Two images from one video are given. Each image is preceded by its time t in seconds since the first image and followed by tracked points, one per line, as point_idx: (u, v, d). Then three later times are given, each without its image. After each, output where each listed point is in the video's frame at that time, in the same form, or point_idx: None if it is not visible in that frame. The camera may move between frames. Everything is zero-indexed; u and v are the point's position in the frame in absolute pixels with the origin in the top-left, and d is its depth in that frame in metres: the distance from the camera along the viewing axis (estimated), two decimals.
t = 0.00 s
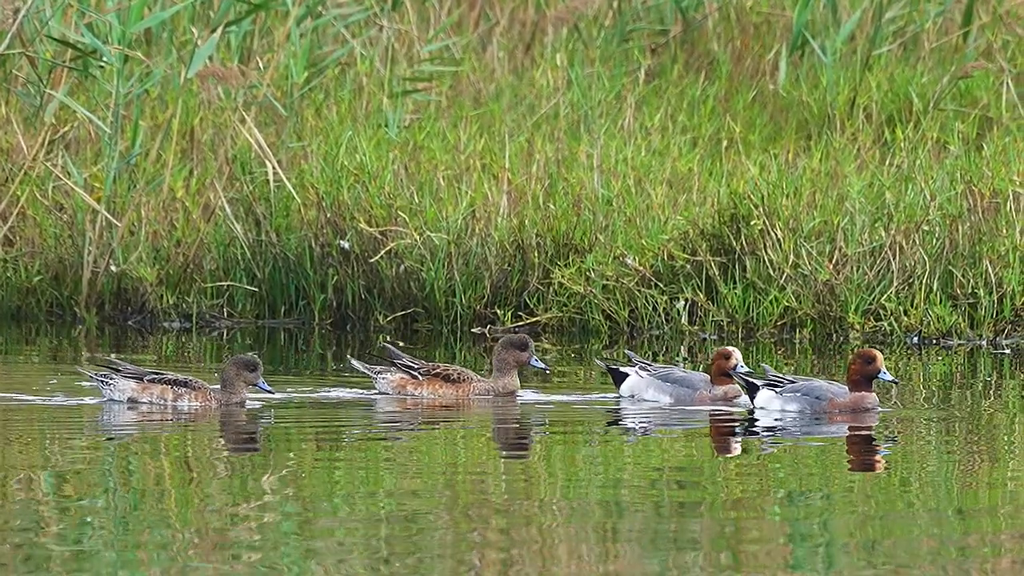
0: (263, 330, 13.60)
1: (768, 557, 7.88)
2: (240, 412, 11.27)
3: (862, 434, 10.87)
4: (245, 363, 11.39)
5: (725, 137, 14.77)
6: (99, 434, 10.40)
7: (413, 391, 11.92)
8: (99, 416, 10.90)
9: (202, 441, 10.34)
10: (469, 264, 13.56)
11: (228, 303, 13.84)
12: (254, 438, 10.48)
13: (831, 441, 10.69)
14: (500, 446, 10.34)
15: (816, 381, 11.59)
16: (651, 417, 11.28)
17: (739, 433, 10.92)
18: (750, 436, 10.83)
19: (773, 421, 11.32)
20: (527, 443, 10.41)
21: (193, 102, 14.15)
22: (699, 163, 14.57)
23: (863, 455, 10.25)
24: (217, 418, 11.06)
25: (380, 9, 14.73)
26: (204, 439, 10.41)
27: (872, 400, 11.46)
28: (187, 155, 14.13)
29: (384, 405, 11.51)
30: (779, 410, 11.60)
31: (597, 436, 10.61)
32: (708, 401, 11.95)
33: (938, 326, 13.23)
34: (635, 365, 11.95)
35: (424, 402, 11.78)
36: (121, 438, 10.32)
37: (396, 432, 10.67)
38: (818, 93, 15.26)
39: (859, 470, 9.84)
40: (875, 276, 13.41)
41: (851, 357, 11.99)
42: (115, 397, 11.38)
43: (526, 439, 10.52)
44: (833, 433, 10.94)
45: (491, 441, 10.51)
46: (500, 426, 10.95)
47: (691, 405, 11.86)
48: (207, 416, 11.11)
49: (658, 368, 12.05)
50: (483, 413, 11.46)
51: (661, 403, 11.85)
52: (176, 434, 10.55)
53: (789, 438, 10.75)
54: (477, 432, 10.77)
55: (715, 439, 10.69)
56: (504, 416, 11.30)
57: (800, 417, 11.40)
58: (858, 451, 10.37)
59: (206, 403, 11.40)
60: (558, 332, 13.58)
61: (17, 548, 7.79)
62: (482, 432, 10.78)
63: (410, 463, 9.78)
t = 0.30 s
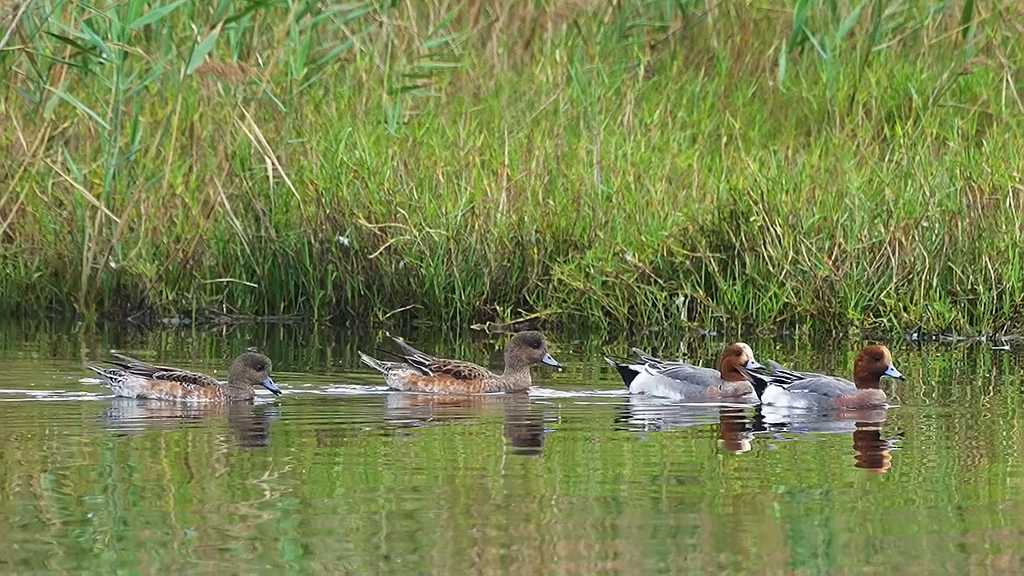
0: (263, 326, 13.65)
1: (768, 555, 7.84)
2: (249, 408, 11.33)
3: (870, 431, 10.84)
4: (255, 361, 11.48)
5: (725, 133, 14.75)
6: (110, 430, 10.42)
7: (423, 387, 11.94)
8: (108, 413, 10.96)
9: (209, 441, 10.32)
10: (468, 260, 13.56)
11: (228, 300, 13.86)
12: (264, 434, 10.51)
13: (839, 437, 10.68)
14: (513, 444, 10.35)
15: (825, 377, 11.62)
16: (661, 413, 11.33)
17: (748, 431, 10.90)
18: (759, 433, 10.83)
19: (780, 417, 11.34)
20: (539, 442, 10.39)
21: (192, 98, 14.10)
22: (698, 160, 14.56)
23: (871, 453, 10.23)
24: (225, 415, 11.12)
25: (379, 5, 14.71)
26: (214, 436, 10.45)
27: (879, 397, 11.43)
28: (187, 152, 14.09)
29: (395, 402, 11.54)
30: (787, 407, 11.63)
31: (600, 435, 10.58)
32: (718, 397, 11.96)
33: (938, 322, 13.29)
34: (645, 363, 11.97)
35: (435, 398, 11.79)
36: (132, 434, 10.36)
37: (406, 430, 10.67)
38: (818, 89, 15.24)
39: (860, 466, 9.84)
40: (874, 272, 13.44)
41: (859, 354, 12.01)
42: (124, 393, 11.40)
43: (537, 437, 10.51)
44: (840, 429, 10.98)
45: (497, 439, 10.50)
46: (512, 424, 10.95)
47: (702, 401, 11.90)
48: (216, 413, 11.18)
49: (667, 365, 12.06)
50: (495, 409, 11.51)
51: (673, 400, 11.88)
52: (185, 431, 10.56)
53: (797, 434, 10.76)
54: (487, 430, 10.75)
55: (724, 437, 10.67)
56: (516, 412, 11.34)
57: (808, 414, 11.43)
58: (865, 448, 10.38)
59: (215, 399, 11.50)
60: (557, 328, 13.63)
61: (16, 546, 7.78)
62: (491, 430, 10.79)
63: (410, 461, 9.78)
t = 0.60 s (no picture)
0: (251, 328, 13.63)
1: (757, 559, 7.84)
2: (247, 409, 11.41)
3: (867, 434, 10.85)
4: (253, 368, 11.42)
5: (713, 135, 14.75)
6: (107, 432, 10.51)
7: (425, 389, 11.99)
8: (106, 414, 11.02)
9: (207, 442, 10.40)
10: (456, 262, 13.56)
11: (216, 301, 13.87)
12: (261, 437, 10.57)
13: (837, 438, 10.77)
14: (515, 445, 10.40)
15: (822, 380, 11.63)
16: (661, 414, 11.38)
17: (748, 431, 10.99)
18: (758, 437, 10.79)
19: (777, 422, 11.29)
20: (541, 443, 10.45)
21: (181, 100, 14.21)
22: (687, 161, 14.56)
23: (868, 453, 10.30)
24: (224, 416, 11.21)
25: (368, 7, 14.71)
26: (212, 438, 10.52)
27: (877, 400, 11.40)
28: (175, 153, 14.14)
29: (396, 404, 11.61)
30: (784, 409, 11.66)
31: (588, 439, 10.58)
32: (718, 399, 11.97)
33: (925, 323, 13.30)
34: (644, 365, 11.98)
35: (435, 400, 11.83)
36: (128, 436, 10.45)
37: (406, 433, 10.68)
38: (806, 91, 15.25)
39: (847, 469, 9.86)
40: (862, 274, 13.44)
41: (857, 355, 11.91)
42: (123, 396, 11.47)
43: (539, 439, 10.56)
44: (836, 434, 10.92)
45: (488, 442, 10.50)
46: (513, 425, 11.01)
47: (702, 404, 11.91)
48: (215, 414, 11.26)
49: (668, 367, 12.09)
50: (495, 410, 11.58)
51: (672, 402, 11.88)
52: (180, 434, 10.59)
53: (797, 435, 10.84)
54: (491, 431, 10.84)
55: (727, 437, 10.79)
56: (518, 413, 11.42)
57: (805, 418, 11.39)
58: (862, 448, 10.44)
59: (214, 400, 11.58)
60: (545, 330, 13.59)
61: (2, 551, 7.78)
62: (483, 430, 10.86)
63: (397, 464, 9.80)
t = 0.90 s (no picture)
0: (242, 332, 13.61)
1: (749, 565, 7.82)
2: (247, 413, 11.42)
3: (865, 439, 10.86)
4: (252, 372, 11.52)
5: (704, 139, 14.74)
6: (107, 437, 10.53)
7: (428, 394, 12.02)
8: (106, 418, 11.07)
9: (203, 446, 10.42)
10: (447, 266, 13.56)
11: (206, 305, 13.84)
12: (260, 441, 10.59)
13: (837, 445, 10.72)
14: (515, 451, 10.40)
15: (821, 384, 11.60)
16: (662, 419, 11.41)
17: (749, 435, 11.02)
18: (760, 442, 10.77)
19: (776, 425, 11.32)
20: (542, 449, 10.43)
21: (172, 104, 14.19)
22: (677, 166, 14.56)
23: (868, 456, 10.35)
24: (223, 420, 11.23)
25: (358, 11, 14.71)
26: (212, 442, 10.53)
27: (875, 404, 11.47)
28: (165, 158, 14.14)
29: (399, 408, 11.65)
30: (783, 414, 11.65)
31: (578, 445, 10.56)
32: (720, 404, 12.01)
33: (916, 328, 13.27)
34: (647, 369, 12.01)
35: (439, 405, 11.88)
36: (129, 441, 10.47)
37: (409, 438, 10.71)
38: (797, 95, 15.25)
39: (837, 473, 9.88)
40: (853, 278, 13.46)
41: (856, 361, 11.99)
42: (123, 401, 11.50)
43: (541, 445, 10.58)
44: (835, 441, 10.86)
45: (476, 446, 10.55)
46: (516, 429, 11.07)
47: (703, 409, 11.92)
48: (215, 418, 11.29)
49: (670, 370, 12.10)
50: (498, 414, 11.61)
51: (673, 406, 11.95)
52: (179, 440, 10.60)
53: (793, 441, 10.80)
54: (493, 435, 10.89)
55: (726, 441, 10.80)
56: (521, 417, 11.46)
57: (804, 423, 11.41)
58: (862, 450, 10.51)
59: (214, 404, 11.60)
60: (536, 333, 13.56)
61: None
62: (480, 434, 10.92)
63: (388, 469, 9.82)
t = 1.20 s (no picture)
0: (234, 324, 13.58)
1: (743, 559, 7.81)
2: (248, 405, 11.44)
3: (866, 431, 10.88)
4: (251, 362, 11.57)
5: (696, 132, 14.73)
6: (108, 429, 10.53)
7: (433, 386, 12.09)
8: (108, 411, 11.08)
9: (192, 438, 10.45)
10: (439, 258, 13.57)
11: (199, 298, 13.82)
12: (260, 435, 10.57)
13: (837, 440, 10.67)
14: (519, 443, 10.43)
15: (822, 376, 11.61)
16: (666, 411, 11.44)
17: (751, 426, 11.06)
18: (763, 433, 10.84)
19: (777, 417, 11.35)
20: (546, 440, 10.50)
21: (164, 97, 14.15)
22: (670, 158, 14.55)
23: (870, 448, 10.38)
24: (225, 412, 11.26)
25: (351, 4, 14.69)
26: (211, 435, 10.54)
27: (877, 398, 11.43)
28: (158, 150, 14.11)
29: (404, 400, 11.68)
30: (783, 406, 11.66)
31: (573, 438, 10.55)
32: (723, 396, 11.96)
33: (908, 320, 13.29)
34: (650, 361, 12.01)
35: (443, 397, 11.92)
36: (131, 433, 10.45)
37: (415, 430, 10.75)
38: (789, 88, 15.24)
39: (828, 464, 9.90)
40: (845, 271, 13.47)
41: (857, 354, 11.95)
42: (126, 393, 11.49)
43: (545, 437, 10.58)
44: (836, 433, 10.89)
45: (465, 439, 10.55)
46: (520, 420, 11.11)
47: (705, 401, 11.89)
48: (217, 410, 11.32)
49: (673, 364, 12.11)
50: (503, 406, 11.64)
51: (676, 398, 11.95)
52: (181, 432, 10.60)
53: (791, 437, 10.71)
54: (498, 427, 10.93)
55: (726, 436, 10.75)
56: (525, 408, 11.49)
57: (804, 415, 11.43)
58: (863, 442, 10.54)
59: (216, 397, 11.65)
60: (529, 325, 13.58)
61: None
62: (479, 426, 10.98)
63: (381, 461, 9.81)
